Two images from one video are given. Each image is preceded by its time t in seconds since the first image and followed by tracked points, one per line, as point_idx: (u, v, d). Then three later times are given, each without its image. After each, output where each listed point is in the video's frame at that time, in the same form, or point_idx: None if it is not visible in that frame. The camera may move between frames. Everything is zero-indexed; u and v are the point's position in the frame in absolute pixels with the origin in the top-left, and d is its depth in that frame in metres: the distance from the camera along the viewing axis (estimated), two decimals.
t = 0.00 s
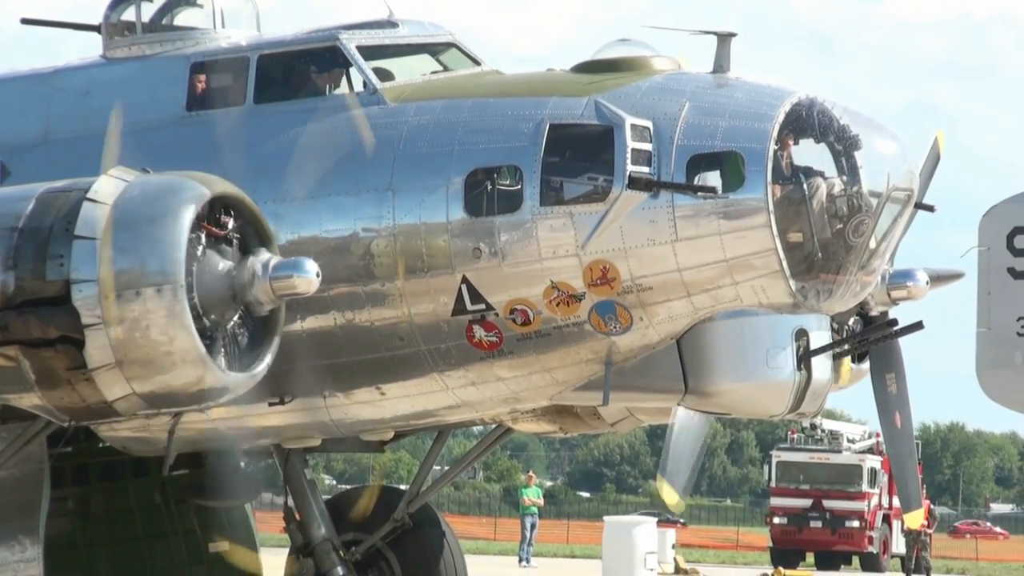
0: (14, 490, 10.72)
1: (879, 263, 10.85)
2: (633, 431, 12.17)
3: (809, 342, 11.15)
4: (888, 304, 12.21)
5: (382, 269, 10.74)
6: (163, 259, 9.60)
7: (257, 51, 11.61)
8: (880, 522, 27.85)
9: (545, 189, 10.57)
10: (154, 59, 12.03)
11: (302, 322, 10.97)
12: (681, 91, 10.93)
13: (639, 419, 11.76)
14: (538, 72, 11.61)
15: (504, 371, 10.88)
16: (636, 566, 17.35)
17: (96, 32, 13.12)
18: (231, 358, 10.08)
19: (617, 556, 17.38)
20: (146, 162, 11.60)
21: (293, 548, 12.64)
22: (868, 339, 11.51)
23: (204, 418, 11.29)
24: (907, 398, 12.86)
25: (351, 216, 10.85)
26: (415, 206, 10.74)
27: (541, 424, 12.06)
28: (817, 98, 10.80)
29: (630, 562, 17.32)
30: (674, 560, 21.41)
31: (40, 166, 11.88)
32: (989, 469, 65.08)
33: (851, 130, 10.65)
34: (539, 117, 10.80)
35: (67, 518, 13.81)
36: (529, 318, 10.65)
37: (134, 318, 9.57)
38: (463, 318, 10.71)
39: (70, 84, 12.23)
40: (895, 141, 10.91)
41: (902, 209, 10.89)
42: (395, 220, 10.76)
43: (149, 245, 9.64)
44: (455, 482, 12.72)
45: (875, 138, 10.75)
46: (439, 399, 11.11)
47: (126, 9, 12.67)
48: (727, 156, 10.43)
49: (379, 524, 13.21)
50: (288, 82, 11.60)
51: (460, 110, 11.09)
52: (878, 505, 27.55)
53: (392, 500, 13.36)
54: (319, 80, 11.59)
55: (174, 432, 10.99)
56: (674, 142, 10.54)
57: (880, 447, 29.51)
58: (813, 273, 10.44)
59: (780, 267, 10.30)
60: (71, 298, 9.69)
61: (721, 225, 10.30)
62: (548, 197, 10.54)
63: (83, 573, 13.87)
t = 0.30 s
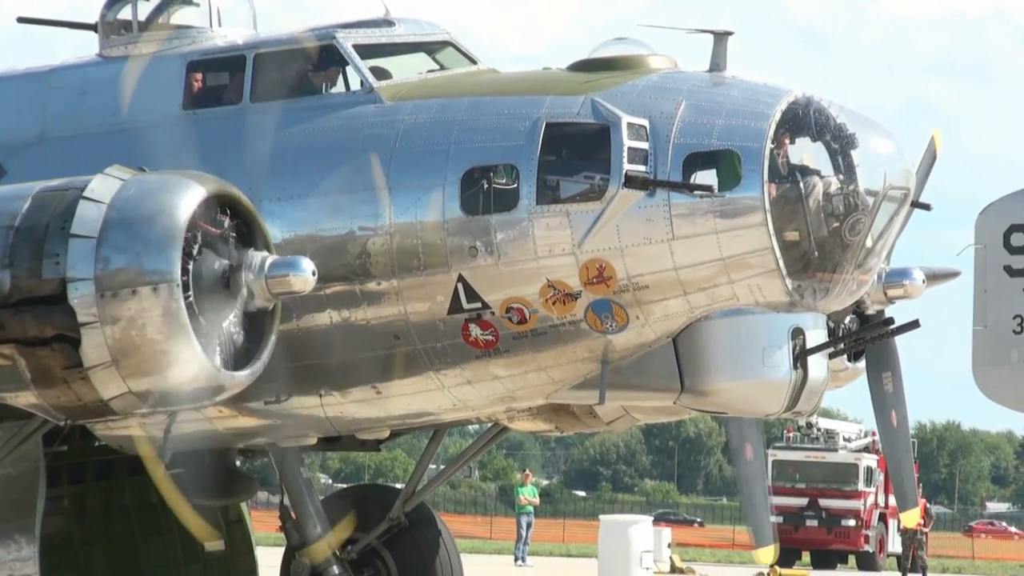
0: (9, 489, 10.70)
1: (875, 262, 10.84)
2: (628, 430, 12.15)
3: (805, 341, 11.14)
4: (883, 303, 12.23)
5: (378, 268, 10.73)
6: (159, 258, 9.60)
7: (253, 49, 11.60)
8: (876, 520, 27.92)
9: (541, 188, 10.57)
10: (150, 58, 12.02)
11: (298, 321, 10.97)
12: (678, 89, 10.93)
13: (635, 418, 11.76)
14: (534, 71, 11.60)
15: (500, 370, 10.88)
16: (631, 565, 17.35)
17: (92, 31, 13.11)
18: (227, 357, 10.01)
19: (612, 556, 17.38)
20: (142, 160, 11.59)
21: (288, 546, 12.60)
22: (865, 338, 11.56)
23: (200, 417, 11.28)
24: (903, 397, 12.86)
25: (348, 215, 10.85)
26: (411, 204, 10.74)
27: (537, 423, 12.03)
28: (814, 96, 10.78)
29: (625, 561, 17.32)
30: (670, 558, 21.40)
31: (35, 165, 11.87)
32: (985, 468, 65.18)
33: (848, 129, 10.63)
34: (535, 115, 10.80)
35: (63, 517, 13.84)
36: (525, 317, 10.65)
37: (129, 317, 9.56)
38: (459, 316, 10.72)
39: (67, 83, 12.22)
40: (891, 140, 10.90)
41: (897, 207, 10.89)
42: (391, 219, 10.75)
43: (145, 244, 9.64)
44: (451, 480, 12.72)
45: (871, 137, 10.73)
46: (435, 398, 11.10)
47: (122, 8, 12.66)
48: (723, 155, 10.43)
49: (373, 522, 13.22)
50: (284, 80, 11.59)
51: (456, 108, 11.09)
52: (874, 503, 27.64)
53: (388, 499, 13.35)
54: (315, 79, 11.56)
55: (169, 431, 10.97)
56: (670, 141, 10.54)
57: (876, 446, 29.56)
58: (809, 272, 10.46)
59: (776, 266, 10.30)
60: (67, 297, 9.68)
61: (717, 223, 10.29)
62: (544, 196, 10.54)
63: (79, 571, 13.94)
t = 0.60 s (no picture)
0: (8, 489, 10.70)
1: (874, 261, 10.83)
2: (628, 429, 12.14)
3: (804, 339, 11.06)
4: (882, 302, 12.23)
5: (377, 267, 10.73)
6: (157, 257, 9.59)
7: (252, 49, 11.60)
8: (875, 519, 27.98)
9: (539, 187, 10.57)
10: (148, 58, 12.01)
11: (297, 320, 10.96)
12: (676, 88, 10.93)
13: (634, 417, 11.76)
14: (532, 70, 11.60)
15: (499, 369, 10.88)
16: (631, 564, 17.35)
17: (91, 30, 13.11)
18: (227, 356, 10.09)
19: (610, 556, 17.37)
20: (141, 159, 11.59)
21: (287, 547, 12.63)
22: (864, 337, 11.52)
23: (199, 417, 11.29)
24: (902, 396, 12.85)
25: (346, 214, 10.85)
26: (410, 204, 10.74)
27: (535, 423, 12.02)
28: (812, 95, 10.79)
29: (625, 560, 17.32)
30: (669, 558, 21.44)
31: (34, 165, 11.87)
32: (984, 467, 65.30)
33: (846, 128, 10.63)
34: (533, 114, 10.79)
35: (62, 516, 13.80)
36: (524, 316, 10.64)
37: (128, 316, 9.56)
38: (458, 316, 10.71)
39: (65, 82, 12.20)
40: (890, 140, 10.90)
41: (896, 206, 10.89)
42: (390, 218, 10.75)
43: (144, 243, 9.63)
44: (450, 479, 12.72)
45: (869, 135, 10.73)
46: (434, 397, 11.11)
47: (121, 8, 12.65)
48: (722, 154, 10.43)
49: (372, 521, 13.20)
50: (282, 79, 11.59)
51: (455, 107, 11.09)
52: (873, 503, 27.71)
53: (387, 499, 13.35)
54: (313, 78, 11.55)
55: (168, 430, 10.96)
56: (669, 140, 10.53)
57: (875, 445, 29.61)
58: (808, 271, 10.45)
59: (775, 264, 10.31)
60: (66, 296, 9.68)
61: (716, 222, 10.30)
62: (543, 195, 10.55)
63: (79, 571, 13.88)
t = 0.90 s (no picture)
0: (8, 488, 10.70)
1: (874, 261, 10.85)
2: (628, 429, 12.14)
3: (804, 340, 10.94)
4: (882, 302, 12.23)
5: (377, 267, 10.74)
6: (158, 257, 9.59)
7: (252, 48, 11.59)
8: (874, 519, 28.00)
9: (540, 187, 10.57)
10: (149, 57, 12.01)
11: (297, 320, 10.97)
12: (677, 88, 10.93)
13: (634, 416, 11.75)
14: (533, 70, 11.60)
15: (499, 369, 10.88)
16: (631, 564, 17.34)
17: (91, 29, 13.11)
18: (225, 356, 10.03)
19: (611, 556, 17.36)
20: (141, 159, 11.59)
21: (288, 546, 12.68)
22: (865, 336, 11.53)
23: (199, 416, 11.29)
24: (902, 396, 12.85)
25: (346, 213, 10.85)
26: (410, 203, 10.74)
27: (536, 423, 12.02)
28: (813, 95, 10.79)
29: (625, 560, 17.31)
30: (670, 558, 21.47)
31: (35, 164, 11.87)
32: (984, 467, 65.41)
33: (847, 128, 10.64)
34: (534, 114, 10.80)
35: (62, 516, 13.78)
36: (524, 316, 10.65)
37: (128, 315, 9.56)
38: (458, 315, 10.72)
39: (65, 82, 12.21)
40: (890, 139, 10.90)
41: (896, 206, 10.90)
42: (390, 218, 10.75)
43: (144, 243, 9.63)
44: (450, 479, 12.72)
45: (870, 136, 10.73)
46: (434, 397, 11.11)
47: (121, 7, 12.65)
48: (722, 154, 10.43)
49: (373, 520, 13.19)
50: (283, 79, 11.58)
51: (455, 107, 11.10)
52: (873, 503, 27.72)
53: (387, 498, 13.33)
54: (313, 78, 11.56)
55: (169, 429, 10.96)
56: (669, 140, 10.54)
57: (874, 444, 29.68)
58: (808, 271, 10.46)
59: (774, 264, 10.32)
60: (66, 296, 9.68)
61: (716, 222, 10.30)
62: (543, 194, 10.55)
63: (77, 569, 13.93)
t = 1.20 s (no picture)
0: (7, 488, 10.69)
1: (874, 260, 10.84)
2: (628, 429, 12.13)
3: (804, 339, 10.88)
4: (882, 301, 12.22)
5: (376, 266, 10.73)
6: (156, 256, 9.58)
7: (251, 48, 11.58)
8: (874, 519, 28.01)
9: (539, 186, 10.56)
10: (148, 57, 12.01)
11: (296, 319, 10.96)
12: (676, 88, 10.92)
13: (634, 416, 11.73)
14: (532, 70, 11.59)
15: (498, 368, 10.87)
16: (631, 564, 17.30)
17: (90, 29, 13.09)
18: (225, 356, 10.05)
19: (611, 555, 17.32)
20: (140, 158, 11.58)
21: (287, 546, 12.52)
22: (864, 336, 11.51)
23: (199, 416, 11.28)
24: (901, 396, 12.86)
25: (345, 213, 10.84)
26: (409, 203, 10.73)
27: (535, 422, 12.01)
28: (812, 95, 10.78)
29: (625, 560, 17.27)
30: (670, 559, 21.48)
31: (34, 164, 11.86)
32: (984, 467, 65.45)
33: (846, 127, 10.64)
34: (533, 113, 10.79)
35: (60, 516, 13.92)
36: (524, 315, 10.64)
37: (128, 315, 9.55)
38: (458, 315, 10.71)
39: (64, 82, 12.20)
40: (889, 139, 10.90)
41: (896, 205, 10.89)
42: (389, 218, 10.74)
43: (144, 243, 9.62)
44: (449, 478, 12.72)
45: (869, 135, 10.73)
46: (433, 396, 11.10)
47: (121, 7, 12.64)
48: (722, 153, 10.42)
49: (372, 521, 13.18)
50: (281, 78, 11.57)
51: (455, 106, 11.09)
52: (873, 503, 27.76)
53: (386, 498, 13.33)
54: (313, 77, 11.53)
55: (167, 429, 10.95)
56: (669, 140, 10.53)
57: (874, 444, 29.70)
58: (808, 270, 10.45)
59: (774, 264, 10.30)
60: (65, 296, 9.67)
61: (715, 222, 10.29)
62: (542, 194, 10.54)
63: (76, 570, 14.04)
